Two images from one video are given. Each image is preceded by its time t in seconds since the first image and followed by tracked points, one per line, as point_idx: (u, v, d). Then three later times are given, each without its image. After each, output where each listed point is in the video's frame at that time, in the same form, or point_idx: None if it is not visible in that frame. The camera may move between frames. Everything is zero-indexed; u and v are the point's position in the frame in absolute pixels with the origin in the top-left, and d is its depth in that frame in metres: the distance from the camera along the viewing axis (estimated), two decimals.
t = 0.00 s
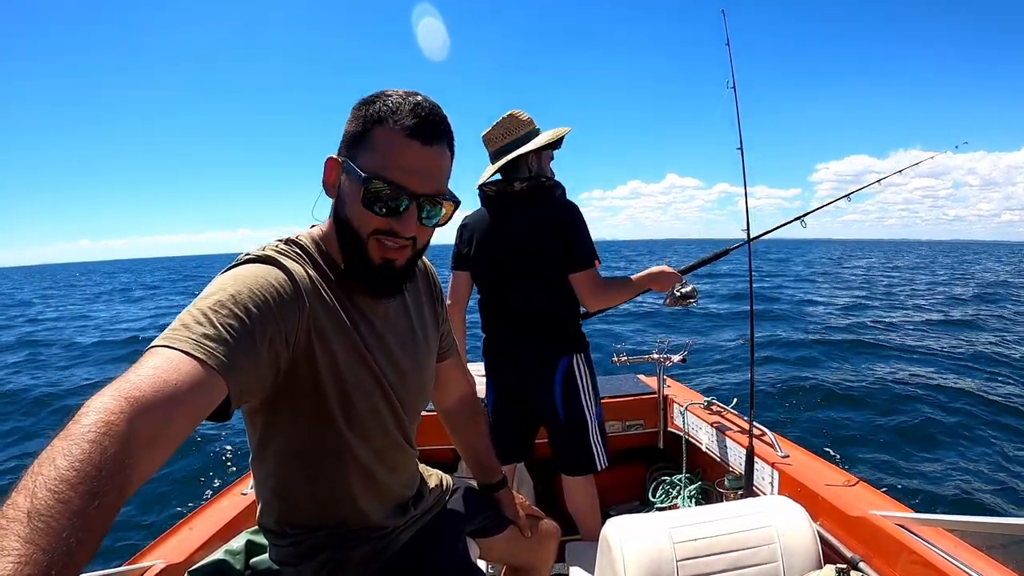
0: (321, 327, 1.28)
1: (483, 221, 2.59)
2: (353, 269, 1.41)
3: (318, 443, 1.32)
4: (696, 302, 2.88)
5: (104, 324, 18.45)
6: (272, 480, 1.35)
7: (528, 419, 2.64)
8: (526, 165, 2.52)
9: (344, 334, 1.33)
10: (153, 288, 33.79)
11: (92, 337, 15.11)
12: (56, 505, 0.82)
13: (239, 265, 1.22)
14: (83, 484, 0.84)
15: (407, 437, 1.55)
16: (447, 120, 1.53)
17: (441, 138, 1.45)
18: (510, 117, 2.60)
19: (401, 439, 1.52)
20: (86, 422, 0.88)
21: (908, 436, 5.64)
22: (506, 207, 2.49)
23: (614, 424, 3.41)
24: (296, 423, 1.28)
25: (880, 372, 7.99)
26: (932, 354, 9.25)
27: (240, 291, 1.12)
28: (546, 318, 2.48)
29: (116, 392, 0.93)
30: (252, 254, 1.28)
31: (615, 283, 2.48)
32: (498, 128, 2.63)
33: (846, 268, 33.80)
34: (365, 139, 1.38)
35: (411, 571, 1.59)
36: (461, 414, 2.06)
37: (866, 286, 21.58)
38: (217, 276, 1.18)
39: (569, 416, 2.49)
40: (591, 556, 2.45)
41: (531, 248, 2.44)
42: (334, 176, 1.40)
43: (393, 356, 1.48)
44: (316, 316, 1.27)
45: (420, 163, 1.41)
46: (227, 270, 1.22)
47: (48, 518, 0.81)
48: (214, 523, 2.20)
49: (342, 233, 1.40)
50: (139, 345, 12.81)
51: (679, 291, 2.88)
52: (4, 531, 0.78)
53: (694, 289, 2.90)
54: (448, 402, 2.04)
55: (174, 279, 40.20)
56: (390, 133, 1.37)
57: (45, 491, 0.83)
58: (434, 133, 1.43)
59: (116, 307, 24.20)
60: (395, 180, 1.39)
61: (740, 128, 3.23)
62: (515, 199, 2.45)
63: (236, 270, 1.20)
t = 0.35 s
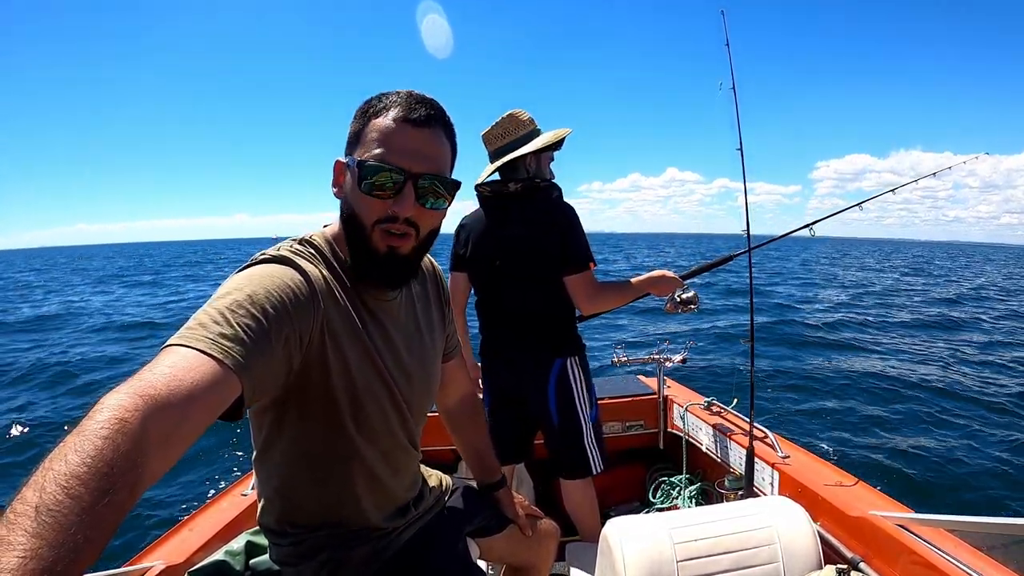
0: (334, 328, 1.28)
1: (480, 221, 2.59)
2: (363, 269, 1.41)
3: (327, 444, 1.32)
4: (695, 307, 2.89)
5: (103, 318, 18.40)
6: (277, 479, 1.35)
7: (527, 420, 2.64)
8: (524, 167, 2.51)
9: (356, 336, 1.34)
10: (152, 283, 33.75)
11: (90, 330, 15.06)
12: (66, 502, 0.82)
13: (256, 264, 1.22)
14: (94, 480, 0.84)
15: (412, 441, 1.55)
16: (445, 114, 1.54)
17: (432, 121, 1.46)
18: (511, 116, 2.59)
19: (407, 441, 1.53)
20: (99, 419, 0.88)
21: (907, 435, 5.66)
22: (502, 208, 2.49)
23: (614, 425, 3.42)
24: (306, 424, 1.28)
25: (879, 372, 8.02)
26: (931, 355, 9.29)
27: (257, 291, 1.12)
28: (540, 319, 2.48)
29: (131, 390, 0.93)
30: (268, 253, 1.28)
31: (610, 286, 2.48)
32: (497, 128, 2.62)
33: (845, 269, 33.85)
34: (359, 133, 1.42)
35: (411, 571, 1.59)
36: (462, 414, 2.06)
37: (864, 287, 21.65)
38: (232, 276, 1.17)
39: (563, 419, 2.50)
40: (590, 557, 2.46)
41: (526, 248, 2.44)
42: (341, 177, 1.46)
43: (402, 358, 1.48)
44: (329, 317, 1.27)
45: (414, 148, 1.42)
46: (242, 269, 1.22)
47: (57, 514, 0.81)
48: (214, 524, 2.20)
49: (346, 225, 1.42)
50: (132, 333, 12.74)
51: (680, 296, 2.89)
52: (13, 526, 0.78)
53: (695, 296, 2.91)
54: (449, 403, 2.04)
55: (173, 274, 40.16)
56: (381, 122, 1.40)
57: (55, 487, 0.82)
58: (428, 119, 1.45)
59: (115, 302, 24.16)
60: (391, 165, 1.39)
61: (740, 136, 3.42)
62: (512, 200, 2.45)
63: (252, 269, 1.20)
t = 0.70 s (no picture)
0: (341, 331, 1.28)
1: (481, 222, 2.59)
2: (368, 269, 1.42)
3: (332, 446, 1.32)
4: (694, 312, 2.88)
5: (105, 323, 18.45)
6: (282, 480, 1.35)
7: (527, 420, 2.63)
8: (525, 169, 2.52)
9: (362, 338, 1.34)
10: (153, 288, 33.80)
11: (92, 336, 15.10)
12: (71, 502, 0.82)
13: (264, 266, 1.23)
14: (101, 483, 0.84)
15: (416, 443, 1.55)
16: (445, 111, 1.55)
17: (429, 115, 1.47)
18: (518, 119, 2.59)
19: (411, 443, 1.53)
20: (108, 421, 0.89)
21: (909, 442, 5.65)
22: (503, 208, 2.49)
23: (614, 425, 3.41)
24: (311, 426, 1.29)
25: (881, 383, 8.01)
26: (932, 366, 9.28)
27: (266, 293, 1.12)
28: (540, 319, 2.49)
29: (140, 392, 0.93)
30: (276, 255, 1.29)
31: (610, 286, 2.47)
32: (503, 127, 2.62)
33: (846, 278, 33.85)
34: (360, 132, 1.45)
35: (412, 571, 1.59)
36: (465, 415, 2.06)
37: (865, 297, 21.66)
38: (241, 277, 1.18)
39: (563, 419, 2.50)
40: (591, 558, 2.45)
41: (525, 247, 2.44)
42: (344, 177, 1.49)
43: (408, 361, 1.48)
44: (336, 319, 1.27)
45: (411, 139, 1.43)
46: (250, 271, 1.22)
47: (61, 515, 0.81)
48: (215, 525, 2.19)
49: (349, 221, 1.43)
50: (131, 340, 12.71)
51: (678, 300, 2.89)
52: (18, 525, 0.78)
53: (693, 300, 2.90)
54: (451, 403, 2.04)
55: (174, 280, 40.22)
56: (380, 119, 1.42)
57: (61, 487, 0.82)
58: (425, 113, 1.46)
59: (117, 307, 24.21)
60: (389, 157, 1.41)
61: (740, 136, 3.28)
62: (512, 200, 2.45)
63: (261, 271, 1.20)
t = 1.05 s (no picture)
0: (323, 328, 1.28)
1: (485, 221, 2.59)
2: (355, 267, 1.42)
3: (320, 445, 1.32)
4: (695, 316, 2.85)
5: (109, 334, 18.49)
6: (274, 480, 1.35)
7: (526, 419, 2.63)
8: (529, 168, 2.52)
9: (345, 336, 1.34)
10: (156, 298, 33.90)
11: (97, 351, 15.13)
12: (56, 503, 0.82)
13: (245, 265, 1.23)
14: (84, 483, 0.85)
15: (407, 441, 1.55)
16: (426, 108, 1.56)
17: (413, 110, 1.48)
18: (538, 125, 2.61)
19: (402, 441, 1.53)
20: (90, 419, 0.89)
21: (911, 449, 5.64)
22: (509, 206, 2.50)
23: (614, 424, 3.41)
24: (298, 426, 1.29)
25: (882, 387, 8.00)
26: (934, 368, 9.25)
27: (245, 290, 1.12)
28: (545, 317, 2.48)
29: (121, 388, 0.93)
30: (258, 253, 1.29)
31: (615, 285, 2.48)
32: (519, 127, 2.61)
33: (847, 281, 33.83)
34: (342, 128, 1.43)
35: (410, 571, 1.59)
36: (462, 416, 2.07)
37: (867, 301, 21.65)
38: (221, 276, 1.19)
39: (568, 418, 2.49)
40: (591, 559, 2.45)
41: (532, 245, 2.45)
42: (324, 177, 1.47)
43: (395, 358, 1.49)
44: (318, 316, 1.27)
45: (401, 137, 1.44)
46: (232, 270, 1.23)
47: (47, 515, 0.82)
48: (217, 525, 2.20)
49: (337, 220, 1.42)
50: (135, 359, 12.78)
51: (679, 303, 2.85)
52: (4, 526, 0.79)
53: (694, 305, 2.87)
54: (449, 402, 2.04)
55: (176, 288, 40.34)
56: (363, 117, 1.41)
57: (46, 488, 0.83)
58: (410, 110, 1.47)
59: (122, 316, 24.35)
60: (381, 155, 1.41)
61: (740, 133, 3.14)
62: (519, 199, 2.47)
63: (241, 269, 1.21)
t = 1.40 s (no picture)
0: (311, 327, 1.28)
1: (484, 219, 2.58)
2: (339, 265, 1.42)
3: (313, 444, 1.32)
4: (692, 318, 2.89)
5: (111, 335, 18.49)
6: (270, 482, 1.36)
7: (527, 418, 2.64)
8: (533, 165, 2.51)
9: (333, 335, 1.34)
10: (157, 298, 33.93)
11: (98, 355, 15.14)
12: (54, 512, 0.82)
13: (229, 266, 1.23)
14: (80, 491, 0.85)
15: (403, 438, 1.55)
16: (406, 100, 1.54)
17: (391, 103, 1.46)
18: (538, 125, 2.62)
19: (397, 438, 1.53)
20: (82, 428, 0.89)
21: (911, 435, 5.63)
22: (509, 204, 2.49)
23: (614, 424, 3.41)
24: (291, 426, 1.29)
25: (882, 374, 7.98)
26: (934, 354, 9.25)
27: (229, 291, 1.12)
28: (546, 316, 2.48)
29: (111, 397, 0.93)
30: (242, 254, 1.29)
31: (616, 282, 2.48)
32: (520, 125, 2.61)
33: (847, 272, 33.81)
34: (321, 124, 1.42)
35: (411, 570, 1.59)
36: (467, 417, 2.07)
37: (867, 288, 21.61)
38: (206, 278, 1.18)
39: (570, 418, 2.49)
40: (591, 560, 2.45)
41: (532, 243, 2.44)
42: (307, 174, 1.47)
43: (385, 355, 1.49)
44: (305, 315, 1.27)
45: (377, 129, 1.42)
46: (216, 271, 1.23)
47: (45, 526, 0.81)
48: (216, 524, 2.20)
49: (317, 216, 1.42)
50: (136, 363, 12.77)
51: (677, 306, 2.90)
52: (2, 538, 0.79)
53: (691, 307, 2.91)
54: (453, 404, 2.04)
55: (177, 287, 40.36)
56: (340, 111, 1.40)
57: (42, 498, 0.83)
58: (387, 102, 1.45)
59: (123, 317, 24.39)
60: (356, 148, 1.40)
61: (739, 127, 3.23)
62: (519, 197, 2.47)
63: (226, 271, 1.21)
